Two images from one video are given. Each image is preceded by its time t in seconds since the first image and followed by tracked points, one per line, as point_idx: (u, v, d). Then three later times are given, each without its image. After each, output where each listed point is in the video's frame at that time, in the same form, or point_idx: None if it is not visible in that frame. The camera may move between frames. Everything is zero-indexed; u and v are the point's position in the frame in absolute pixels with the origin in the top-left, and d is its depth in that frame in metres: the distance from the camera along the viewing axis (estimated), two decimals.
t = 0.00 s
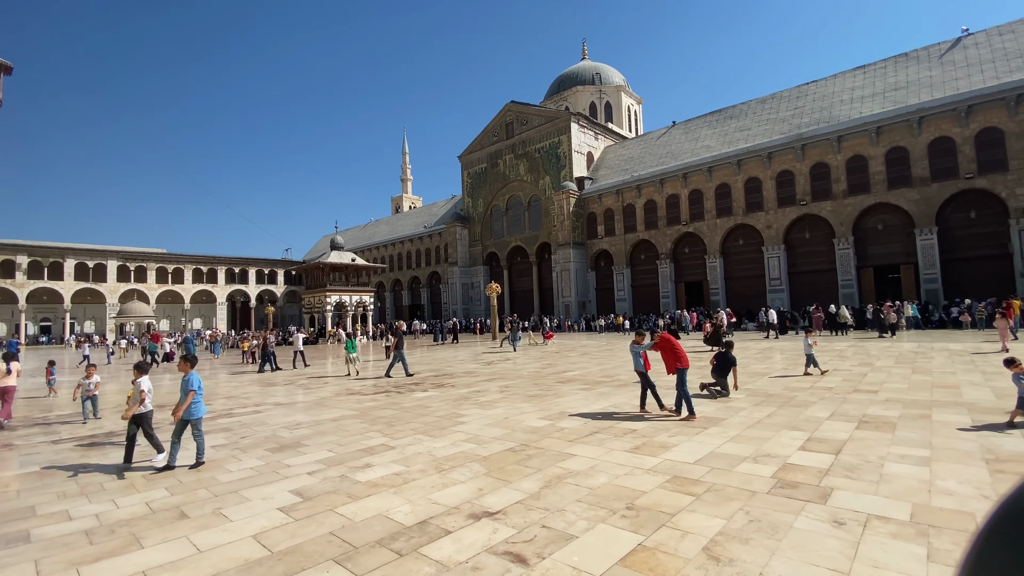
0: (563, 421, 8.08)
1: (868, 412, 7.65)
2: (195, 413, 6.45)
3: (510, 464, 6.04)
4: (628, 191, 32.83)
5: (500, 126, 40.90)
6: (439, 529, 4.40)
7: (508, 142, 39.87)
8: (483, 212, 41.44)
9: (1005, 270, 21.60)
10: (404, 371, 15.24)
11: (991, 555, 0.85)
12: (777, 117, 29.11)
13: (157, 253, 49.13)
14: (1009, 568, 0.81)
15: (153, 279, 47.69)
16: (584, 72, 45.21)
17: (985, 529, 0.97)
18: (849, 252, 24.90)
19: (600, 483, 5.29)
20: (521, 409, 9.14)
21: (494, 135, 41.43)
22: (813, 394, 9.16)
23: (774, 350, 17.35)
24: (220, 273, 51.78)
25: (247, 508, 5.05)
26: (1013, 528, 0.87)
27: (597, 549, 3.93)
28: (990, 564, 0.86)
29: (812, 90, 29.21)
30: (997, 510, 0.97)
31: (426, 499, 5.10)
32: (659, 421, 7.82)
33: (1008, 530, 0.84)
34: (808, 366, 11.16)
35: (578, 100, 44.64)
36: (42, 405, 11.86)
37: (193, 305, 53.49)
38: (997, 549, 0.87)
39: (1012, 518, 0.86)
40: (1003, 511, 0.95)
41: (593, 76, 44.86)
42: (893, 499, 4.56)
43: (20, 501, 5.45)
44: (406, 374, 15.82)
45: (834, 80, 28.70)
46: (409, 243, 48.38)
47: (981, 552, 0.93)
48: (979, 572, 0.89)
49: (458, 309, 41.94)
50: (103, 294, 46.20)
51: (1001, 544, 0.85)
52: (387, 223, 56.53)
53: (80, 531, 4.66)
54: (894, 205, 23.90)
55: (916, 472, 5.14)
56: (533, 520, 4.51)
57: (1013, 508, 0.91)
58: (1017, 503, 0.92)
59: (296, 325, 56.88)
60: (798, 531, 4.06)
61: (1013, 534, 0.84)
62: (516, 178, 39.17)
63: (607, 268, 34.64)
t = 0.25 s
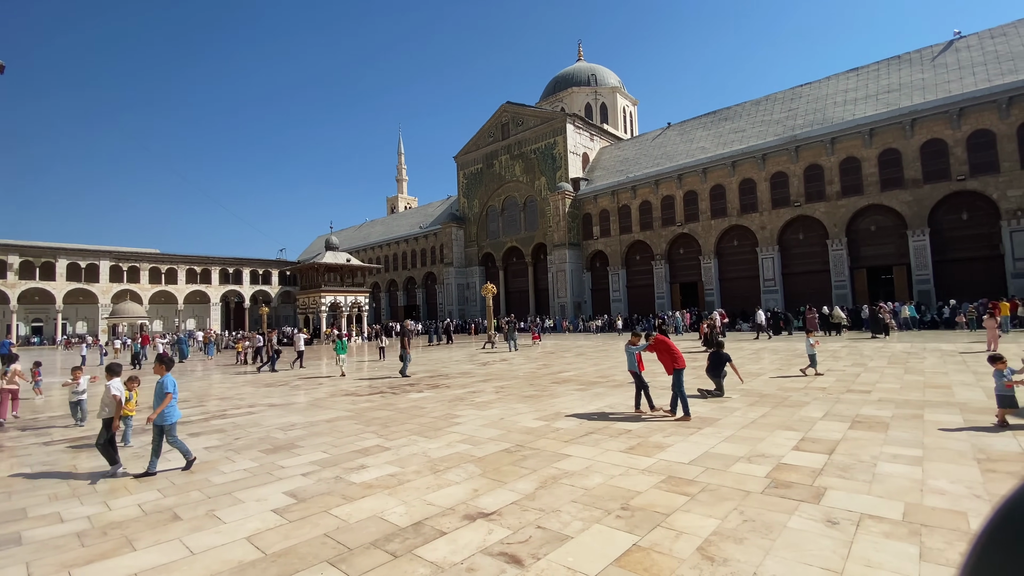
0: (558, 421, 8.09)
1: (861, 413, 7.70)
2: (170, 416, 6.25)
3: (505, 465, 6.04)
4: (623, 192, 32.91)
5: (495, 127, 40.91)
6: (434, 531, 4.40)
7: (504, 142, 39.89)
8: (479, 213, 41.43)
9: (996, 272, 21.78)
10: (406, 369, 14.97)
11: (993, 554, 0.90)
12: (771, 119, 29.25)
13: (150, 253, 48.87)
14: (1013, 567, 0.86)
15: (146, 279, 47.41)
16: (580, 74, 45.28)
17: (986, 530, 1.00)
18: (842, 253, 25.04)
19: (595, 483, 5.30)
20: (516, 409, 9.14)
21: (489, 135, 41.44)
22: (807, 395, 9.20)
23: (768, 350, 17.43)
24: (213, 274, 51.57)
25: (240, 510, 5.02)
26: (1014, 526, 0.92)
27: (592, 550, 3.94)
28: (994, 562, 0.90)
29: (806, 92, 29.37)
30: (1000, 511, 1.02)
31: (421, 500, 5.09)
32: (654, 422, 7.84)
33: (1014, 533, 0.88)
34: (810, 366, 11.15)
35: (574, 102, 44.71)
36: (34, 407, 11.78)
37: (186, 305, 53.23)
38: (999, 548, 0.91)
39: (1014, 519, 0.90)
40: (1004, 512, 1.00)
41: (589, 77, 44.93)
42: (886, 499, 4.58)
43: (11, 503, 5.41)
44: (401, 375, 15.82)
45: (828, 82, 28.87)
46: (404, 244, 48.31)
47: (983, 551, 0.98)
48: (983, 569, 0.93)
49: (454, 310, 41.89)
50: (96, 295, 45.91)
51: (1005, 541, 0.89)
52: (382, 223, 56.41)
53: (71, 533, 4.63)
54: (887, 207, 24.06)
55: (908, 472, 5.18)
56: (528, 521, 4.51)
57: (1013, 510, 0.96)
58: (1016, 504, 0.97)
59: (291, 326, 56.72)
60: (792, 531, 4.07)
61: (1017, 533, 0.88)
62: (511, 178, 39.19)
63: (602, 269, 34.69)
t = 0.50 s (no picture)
0: (554, 422, 8.09)
1: (855, 412, 7.74)
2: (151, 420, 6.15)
3: (501, 466, 6.04)
4: (619, 193, 32.96)
5: (492, 127, 40.91)
6: (430, 531, 4.39)
7: (500, 142, 39.89)
8: (475, 213, 41.43)
9: (989, 272, 21.92)
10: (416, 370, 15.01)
11: (996, 549, 0.92)
12: (767, 120, 29.35)
13: (145, 253, 48.65)
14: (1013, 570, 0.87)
15: (140, 279, 47.17)
16: (576, 74, 45.30)
17: (987, 531, 1.02)
18: (837, 254, 25.15)
19: (591, 484, 5.30)
20: (512, 410, 9.14)
21: (486, 136, 41.44)
22: (801, 395, 9.24)
23: (763, 351, 17.49)
24: (209, 274, 51.38)
25: (235, 511, 5.00)
26: (1015, 529, 0.93)
27: (588, 550, 3.94)
28: (995, 561, 0.91)
29: (801, 93, 29.49)
30: (998, 513, 1.04)
31: (417, 501, 5.08)
32: (650, 422, 7.86)
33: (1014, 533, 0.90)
34: (813, 367, 11.13)
35: (570, 103, 44.75)
36: (26, 408, 11.71)
37: (181, 306, 53.01)
38: (1001, 549, 0.92)
39: (1018, 521, 0.91)
40: (1005, 513, 1.01)
41: (585, 78, 44.97)
42: (880, 498, 4.60)
43: (3, 505, 5.37)
44: (397, 375, 15.81)
45: (823, 84, 28.99)
46: (401, 244, 48.24)
47: (985, 550, 1.00)
48: (984, 566, 0.95)
49: (450, 310, 41.84)
50: (90, 295, 45.65)
51: (1006, 538, 0.91)
52: (378, 223, 56.33)
53: (64, 535, 4.60)
54: (881, 208, 24.18)
55: (902, 471, 5.20)
56: (524, 521, 4.51)
57: (1017, 511, 0.97)
58: (1017, 505, 0.99)
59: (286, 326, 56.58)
60: (787, 531, 4.09)
61: (1018, 533, 0.90)
62: (508, 179, 39.19)
63: (598, 269, 34.73)
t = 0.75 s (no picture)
0: (550, 422, 8.09)
1: (849, 412, 7.77)
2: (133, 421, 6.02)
3: (497, 466, 6.04)
4: (615, 193, 33.01)
5: (488, 128, 40.91)
6: (425, 532, 4.38)
7: (496, 143, 39.88)
8: (471, 214, 41.41)
9: (982, 273, 22.07)
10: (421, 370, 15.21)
11: (1002, 548, 0.93)
12: (762, 121, 29.46)
13: (138, 253, 48.37)
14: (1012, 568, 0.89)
15: (134, 279, 46.87)
16: (572, 75, 45.34)
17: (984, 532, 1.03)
18: (831, 255, 25.27)
19: (586, 484, 5.31)
20: (508, 410, 9.14)
21: (482, 136, 41.42)
22: (796, 395, 9.27)
23: (758, 351, 17.55)
24: (203, 274, 51.13)
25: (229, 513, 4.98)
26: (1017, 530, 0.95)
27: (584, 550, 3.95)
28: (996, 559, 0.93)
29: (796, 95, 29.62)
30: (1000, 513, 1.06)
31: (412, 502, 5.07)
32: (645, 422, 7.87)
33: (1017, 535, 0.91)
34: (812, 365, 11.16)
35: (566, 103, 44.78)
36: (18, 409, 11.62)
37: (175, 306, 52.74)
38: (1004, 548, 0.94)
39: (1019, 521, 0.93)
40: (1008, 513, 1.03)
41: (581, 79, 45.01)
42: (873, 498, 4.63)
43: None
44: (392, 376, 15.78)
45: (817, 85, 29.12)
46: (396, 245, 48.16)
47: (987, 550, 1.02)
48: (985, 564, 0.97)
49: (446, 310, 41.77)
50: (83, 295, 45.33)
51: (1010, 537, 0.92)
52: (374, 224, 56.21)
53: (56, 537, 4.57)
54: (875, 209, 24.31)
55: (895, 471, 5.23)
56: (519, 522, 4.50)
57: (1018, 511, 0.99)
58: (1018, 506, 1.01)
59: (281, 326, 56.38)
60: (781, 530, 4.10)
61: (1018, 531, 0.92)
62: (504, 179, 39.20)
63: (594, 270, 34.77)
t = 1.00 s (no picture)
0: (547, 422, 8.10)
1: (845, 412, 7.81)
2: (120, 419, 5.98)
3: (494, 466, 6.03)
4: (612, 193, 33.07)
5: (485, 128, 40.91)
6: (422, 532, 4.38)
7: (493, 143, 39.89)
8: (468, 214, 41.39)
9: (976, 274, 22.18)
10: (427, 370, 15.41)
11: (995, 547, 0.89)
12: (758, 122, 29.56)
13: (133, 253, 48.13)
14: (1008, 569, 0.85)
15: (129, 280, 46.65)
16: (569, 75, 45.37)
17: (985, 531, 1.02)
18: (826, 255, 25.36)
19: (583, 484, 5.31)
20: (505, 410, 9.14)
21: (479, 136, 41.41)
22: (791, 394, 9.30)
23: (754, 350, 17.61)
24: (198, 274, 50.96)
25: (225, 513, 4.97)
26: (1013, 531, 0.91)
27: (581, 550, 3.95)
28: (993, 561, 0.89)
29: (791, 96, 29.73)
30: (998, 510, 1.02)
31: (409, 502, 5.07)
32: (641, 422, 7.89)
33: (1012, 533, 0.88)
34: (812, 365, 11.17)
35: (563, 104, 44.82)
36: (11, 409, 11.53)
37: (171, 306, 52.53)
38: (1003, 547, 0.90)
39: (1017, 521, 0.89)
40: (1004, 512, 0.99)
41: (578, 79, 45.05)
42: (869, 497, 4.64)
43: None
44: (389, 376, 15.77)
45: (813, 86, 29.24)
46: (393, 245, 48.10)
47: (983, 551, 0.98)
48: (981, 567, 0.93)
49: (443, 311, 41.72)
50: (77, 295, 45.09)
51: (1004, 534, 0.89)
52: (371, 224, 56.12)
53: (50, 538, 4.54)
54: (870, 210, 24.42)
55: (890, 470, 5.25)
56: (516, 522, 4.51)
57: (1015, 510, 0.95)
58: (1016, 505, 0.97)
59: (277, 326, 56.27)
60: (777, 529, 4.11)
61: (1013, 531, 0.88)
62: (501, 179, 39.21)
63: (591, 270, 34.79)
